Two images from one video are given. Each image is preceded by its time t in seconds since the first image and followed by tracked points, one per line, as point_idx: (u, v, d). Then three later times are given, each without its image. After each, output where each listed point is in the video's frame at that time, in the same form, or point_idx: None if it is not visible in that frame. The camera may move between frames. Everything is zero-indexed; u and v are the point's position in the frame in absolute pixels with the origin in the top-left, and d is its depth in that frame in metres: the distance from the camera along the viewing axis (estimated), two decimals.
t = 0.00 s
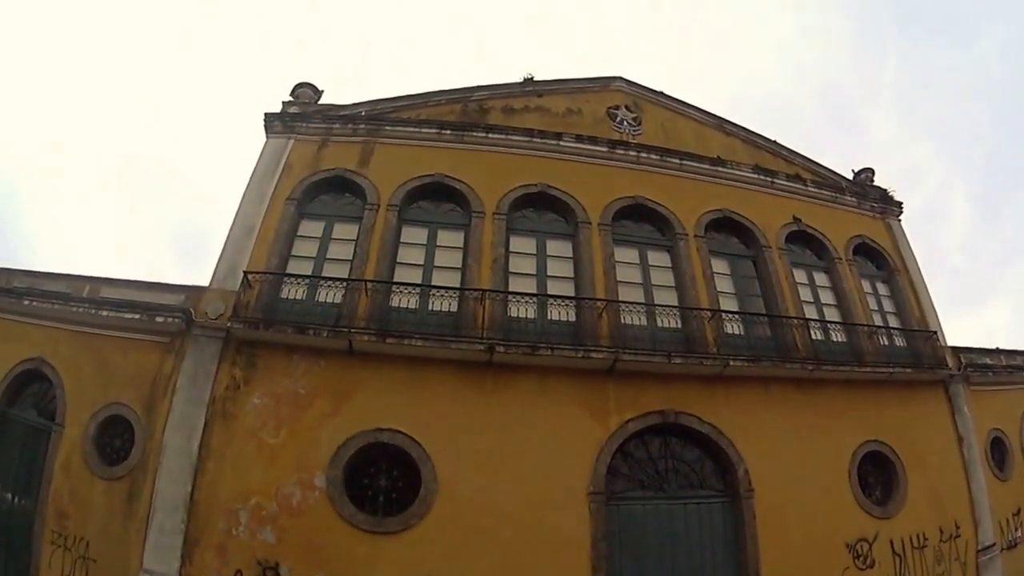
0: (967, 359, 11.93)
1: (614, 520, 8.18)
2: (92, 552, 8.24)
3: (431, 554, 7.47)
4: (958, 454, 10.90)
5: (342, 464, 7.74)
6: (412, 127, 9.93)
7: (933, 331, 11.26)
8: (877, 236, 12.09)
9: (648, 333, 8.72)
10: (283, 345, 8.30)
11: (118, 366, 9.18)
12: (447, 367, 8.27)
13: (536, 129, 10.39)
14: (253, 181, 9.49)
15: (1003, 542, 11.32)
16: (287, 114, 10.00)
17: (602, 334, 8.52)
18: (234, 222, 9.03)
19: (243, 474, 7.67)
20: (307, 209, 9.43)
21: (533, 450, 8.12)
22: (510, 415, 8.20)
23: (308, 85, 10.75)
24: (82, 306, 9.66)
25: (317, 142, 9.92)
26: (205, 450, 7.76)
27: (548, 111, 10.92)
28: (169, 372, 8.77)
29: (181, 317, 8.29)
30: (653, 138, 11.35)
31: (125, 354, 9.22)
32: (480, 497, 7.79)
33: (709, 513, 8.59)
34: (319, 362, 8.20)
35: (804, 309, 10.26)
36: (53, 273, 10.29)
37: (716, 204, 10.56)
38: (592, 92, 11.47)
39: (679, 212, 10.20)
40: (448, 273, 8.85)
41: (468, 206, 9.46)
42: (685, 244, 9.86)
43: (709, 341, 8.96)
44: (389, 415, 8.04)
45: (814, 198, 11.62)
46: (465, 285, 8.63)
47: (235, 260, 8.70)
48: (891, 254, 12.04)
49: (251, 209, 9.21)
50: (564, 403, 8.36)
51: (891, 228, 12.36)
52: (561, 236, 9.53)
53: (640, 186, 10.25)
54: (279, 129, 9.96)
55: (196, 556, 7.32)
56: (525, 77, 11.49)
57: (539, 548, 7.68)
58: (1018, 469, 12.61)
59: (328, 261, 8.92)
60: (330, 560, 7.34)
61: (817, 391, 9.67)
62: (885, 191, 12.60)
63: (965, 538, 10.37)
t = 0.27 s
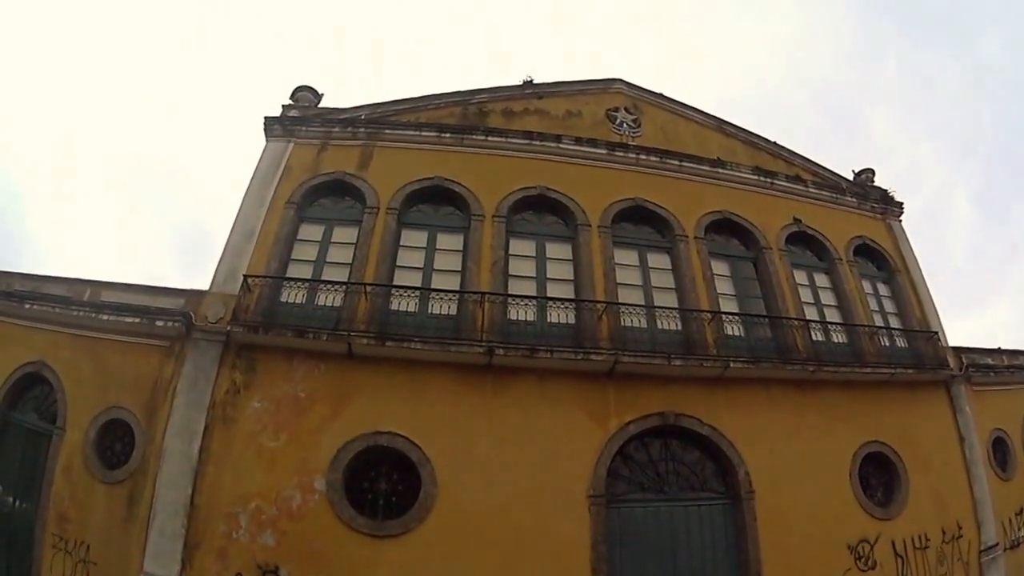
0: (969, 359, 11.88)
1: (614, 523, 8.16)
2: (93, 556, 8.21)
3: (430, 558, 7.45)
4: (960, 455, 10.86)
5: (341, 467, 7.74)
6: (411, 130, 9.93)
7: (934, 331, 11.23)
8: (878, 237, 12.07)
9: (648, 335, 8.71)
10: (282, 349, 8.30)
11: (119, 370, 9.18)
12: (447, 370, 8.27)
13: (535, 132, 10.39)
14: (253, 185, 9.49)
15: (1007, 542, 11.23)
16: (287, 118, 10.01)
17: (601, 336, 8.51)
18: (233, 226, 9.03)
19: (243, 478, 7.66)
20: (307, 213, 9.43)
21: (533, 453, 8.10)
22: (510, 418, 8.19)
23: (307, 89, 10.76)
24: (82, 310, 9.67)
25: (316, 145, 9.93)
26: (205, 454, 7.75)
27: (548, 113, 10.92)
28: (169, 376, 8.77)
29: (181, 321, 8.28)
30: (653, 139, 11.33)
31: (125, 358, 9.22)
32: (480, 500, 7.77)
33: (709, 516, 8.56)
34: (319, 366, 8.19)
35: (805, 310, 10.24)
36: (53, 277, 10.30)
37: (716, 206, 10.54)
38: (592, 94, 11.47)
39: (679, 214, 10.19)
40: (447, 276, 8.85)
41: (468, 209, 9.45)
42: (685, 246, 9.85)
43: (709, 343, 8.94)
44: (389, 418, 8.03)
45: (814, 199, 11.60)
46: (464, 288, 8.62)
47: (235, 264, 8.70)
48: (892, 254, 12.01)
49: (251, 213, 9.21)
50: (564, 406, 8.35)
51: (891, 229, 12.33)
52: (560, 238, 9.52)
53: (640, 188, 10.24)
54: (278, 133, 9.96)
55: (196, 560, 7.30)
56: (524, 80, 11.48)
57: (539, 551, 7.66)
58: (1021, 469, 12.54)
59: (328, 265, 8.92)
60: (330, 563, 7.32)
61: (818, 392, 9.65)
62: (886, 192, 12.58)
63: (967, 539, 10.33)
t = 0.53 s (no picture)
0: (971, 358, 11.84)
1: (615, 524, 8.14)
2: (93, 559, 8.20)
3: (430, 561, 7.43)
4: (962, 454, 10.82)
5: (341, 470, 7.73)
6: (410, 133, 9.93)
7: (935, 331, 11.21)
8: (878, 236, 12.05)
9: (647, 336, 8.70)
10: (282, 352, 8.30)
11: (119, 374, 9.18)
12: (446, 373, 8.26)
13: (534, 134, 10.38)
14: (253, 188, 9.50)
15: (1010, 542, 11.15)
16: (286, 122, 10.01)
17: (600, 338, 8.50)
18: (233, 229, 9.03)
19: (243, 481, 7.65)
20: (306, 216, 9.44)
21: (533, 455, 8.09)
22: (509, 420, 8.19)
23: (306, 92, 10.76)
24: (82, 314, 9.67)
25: (315, 149, 9.93)
26: (205, 457, 7.74)
27: (546, 115, 10.91)
28: (169, 379, 8.76)
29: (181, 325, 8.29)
30: (652, 140, 11.33)
31: (125, 362, 9.22)
32: (480, 503, 7.76)
33: (710, 517, 8.54)
34: (318, 369, 8.19)
35: (805, 310, 10.22)
36: (53, 282, 10.31)
37: (715, 207, 10.52)
38: (591, 96, 11.46)
39: (678, 215, 10.17)
40: (447, 279, 8.84)
41: (467, 212, 9.45)
42: (685, 247, 9.84)
43: (709, 345, 8.93)
44: (388, 421, 8.02)
45: (814, 199, 11.58)
46: (463, 290, 8.62)
47: (234, 268, 8.71)
48: (893, 254, 11.99)
49: (250, 217, 9.21)
50: (564, 408, 8.34)
51: (892, 228, 12.31)
52: (560, 240, 9.51)
53: (639, 189, 10.23)
54: (277, 136, 9.97)
55: (195, 563, 7.29)
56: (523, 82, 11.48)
57: (539, 553, 7.64)
58: None
59: (327, 268, 8.92)
60: (329, 566, 7.31)
61: (819, 393, 9.63)
62: (886, 192, 12.56)
63: (970, 538, 10.29)
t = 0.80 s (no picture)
0: (972, 357, 11.81)
1: (615, 526, 8.13)
2: (94, 563, 8.19)
3: (430, 563, 7.42)
4: (964, 453, 10.78)
5: (341, 473, 7.73)
6: (408, 135, 9.94)
7: (936, 330, 11.19)
8: (878, 236, 12.03)
9: (647, 337, 8.69)
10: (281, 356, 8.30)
11: (119, 378, 9.18)
12: (446, 375, 8.26)
13: (533, 136, 10.38)
14: (252, 192, 9.50)
15: (1013, 541, 11.07)
16: (284, 125, 10.02)
17: (600, 340, 8.50)
18: (232, 233, 9.04)
19: (242, 484, 7.65)
20: (305, 219, 9.44)
21: (533, 457, 8.09)
22: (509, 422, 8.18)
23: (305, 95, 10.76)
24: (83, 319, 9.68)
25: (314, 152, 9.94)
26: (205, 460, 7.74)
27: (545, 117, 10.91)
28: (169, 383, 8.76)
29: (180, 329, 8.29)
30: (651, 141, 11.32)
31: (125, 366, 9.23)
32: (480, 505, 7.75)
33: (711, 518, 8.53)
34: (317, 372, 8.19)
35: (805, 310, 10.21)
36: (53, 286, 10.32)
37: (715, 207, 10.51)
38: (589, 97, 11.46)
39: (677, 216, 10.16)
40: (446, 281, 8.84)
41: (465, 214, 9.45)
42: (684, 248, 9.83)
43: (709, 345, 8.92)
44: (388, 423, 8.02)
45: (813, 199, 11.57)
46: (462, 292, 8.61)
47: (234, 271, 8.71)
48: (893, 253, 11.97)
49: (250, 220, 9.22)
50: (563, 409, 8.34)
51: (892, 228, 12.29)
52: (559, 242, 9.50)
53: (638, 190, 10.23)
54: (276, 140, 9.97)
55: (195, 566, 7.28)
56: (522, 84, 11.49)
57: (539, 555, 7.63)
58: None
59: (326, 271, 8.92)
60: (329, 569, 7.30)
61: (819, 393, 9.61)
62: (886, 191, 12.54)
63: (972, 538, 10.23)
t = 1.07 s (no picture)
0: (973, 355, 11.77)
1: (615, 527, 8.12)
2: (95, 566, 8.18)
3: (429, 565, 7.41)
4: (965, 452, 10.74)
5: (340, 475, 7.72)
6: (406, 138, 9.93)
7: (936, 328, 11.16)
8: (878, 235, 12.02)
9: (646, 338, 8.68)
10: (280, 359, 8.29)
11: (118, 381, 9.18)
12: (445, 377, 8.26)
13: (531, 137, 10.38)
14: (250, 195, 9.50)
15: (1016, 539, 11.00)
16: (282, 129, 10.02)
17: (599, 340, 8.48)
18: (231, 237, 9.03)
19: (242, 487, 7.64)
20: (304, 222, 9.43)
21: (533, 458, 8.08)
22: (508, 423, 8.18)
23: (303, 98, 10.76)
24: (82, 323, 9.69)
25: (312, 155, 9.93)
26: (204, 463, 7.73)
27: (543, 118, 10.91)
28: (169, 386, 8.76)
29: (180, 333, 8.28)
30: (649, 141, 11.31)
31: (124, 369, 9.23)
32: (479, 507, 7.74)
33: (711, 518, 8.51)
34: (317, 375, 8.19)
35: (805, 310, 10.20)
36: (53, 291, 10.32)
37: (714, 207, 10.50)
38: (587, 98, 11.46)
39: (676, 216, 10.15)
40: (445, 283, 8.83)
41: (464, 216, 9.44)
42: (683, 248, 9.82)
43: (708, 345, 8.90)
44: (387, 426, 8.01)
45: (813, 198, 11.56)
46: (461, 294, 8.61)
47: (233, 274, 8.71)
48: (893, 252, 11.95)
49: (249, 223, 9.21)
50: (563, 411, 8.33)
51: (892, 226, 12.27)
52: (557, 243, 9.50)
53: (636, 191, 10.22)
54: (274, 143, 9.96)
55: (195, 569, 7.27)
56: (520, 86, 11.48)
57: (540, 557, 7.62)
58: None
59: (325, 274, 8.92)
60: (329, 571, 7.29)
61: (819, 392, 9.60)
62: (885, 189, 12.52)
63: (974, 536, 10.19)
